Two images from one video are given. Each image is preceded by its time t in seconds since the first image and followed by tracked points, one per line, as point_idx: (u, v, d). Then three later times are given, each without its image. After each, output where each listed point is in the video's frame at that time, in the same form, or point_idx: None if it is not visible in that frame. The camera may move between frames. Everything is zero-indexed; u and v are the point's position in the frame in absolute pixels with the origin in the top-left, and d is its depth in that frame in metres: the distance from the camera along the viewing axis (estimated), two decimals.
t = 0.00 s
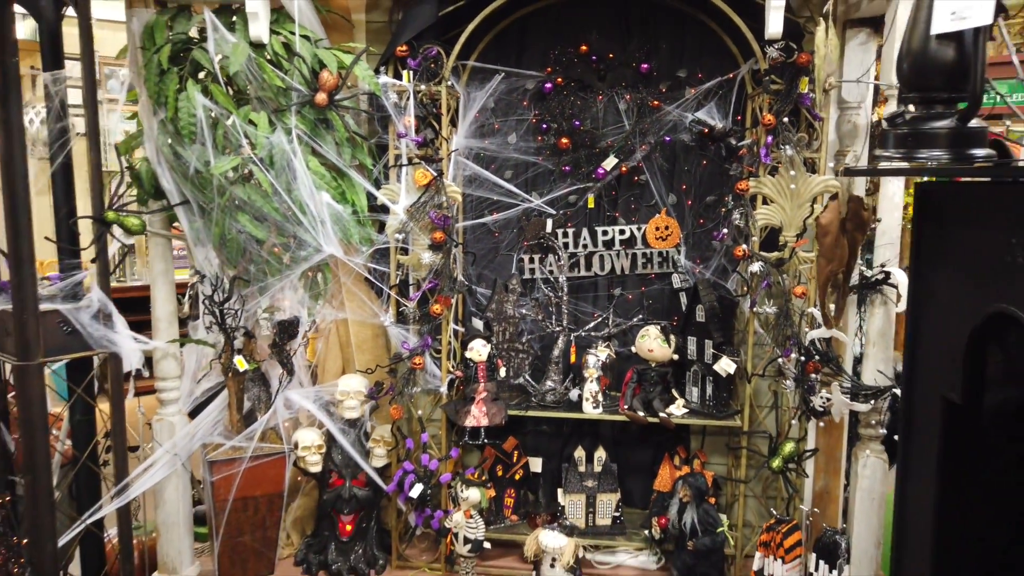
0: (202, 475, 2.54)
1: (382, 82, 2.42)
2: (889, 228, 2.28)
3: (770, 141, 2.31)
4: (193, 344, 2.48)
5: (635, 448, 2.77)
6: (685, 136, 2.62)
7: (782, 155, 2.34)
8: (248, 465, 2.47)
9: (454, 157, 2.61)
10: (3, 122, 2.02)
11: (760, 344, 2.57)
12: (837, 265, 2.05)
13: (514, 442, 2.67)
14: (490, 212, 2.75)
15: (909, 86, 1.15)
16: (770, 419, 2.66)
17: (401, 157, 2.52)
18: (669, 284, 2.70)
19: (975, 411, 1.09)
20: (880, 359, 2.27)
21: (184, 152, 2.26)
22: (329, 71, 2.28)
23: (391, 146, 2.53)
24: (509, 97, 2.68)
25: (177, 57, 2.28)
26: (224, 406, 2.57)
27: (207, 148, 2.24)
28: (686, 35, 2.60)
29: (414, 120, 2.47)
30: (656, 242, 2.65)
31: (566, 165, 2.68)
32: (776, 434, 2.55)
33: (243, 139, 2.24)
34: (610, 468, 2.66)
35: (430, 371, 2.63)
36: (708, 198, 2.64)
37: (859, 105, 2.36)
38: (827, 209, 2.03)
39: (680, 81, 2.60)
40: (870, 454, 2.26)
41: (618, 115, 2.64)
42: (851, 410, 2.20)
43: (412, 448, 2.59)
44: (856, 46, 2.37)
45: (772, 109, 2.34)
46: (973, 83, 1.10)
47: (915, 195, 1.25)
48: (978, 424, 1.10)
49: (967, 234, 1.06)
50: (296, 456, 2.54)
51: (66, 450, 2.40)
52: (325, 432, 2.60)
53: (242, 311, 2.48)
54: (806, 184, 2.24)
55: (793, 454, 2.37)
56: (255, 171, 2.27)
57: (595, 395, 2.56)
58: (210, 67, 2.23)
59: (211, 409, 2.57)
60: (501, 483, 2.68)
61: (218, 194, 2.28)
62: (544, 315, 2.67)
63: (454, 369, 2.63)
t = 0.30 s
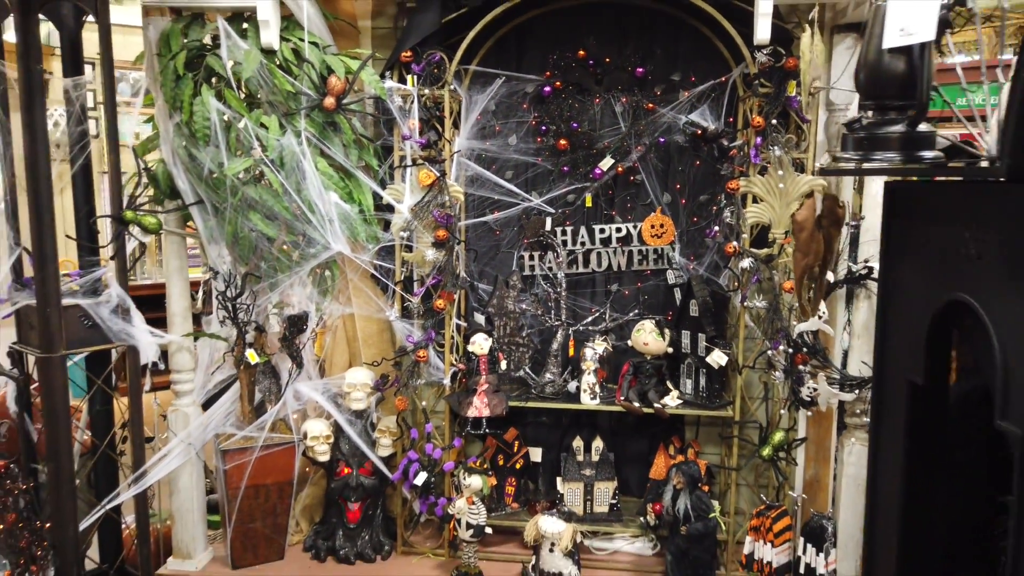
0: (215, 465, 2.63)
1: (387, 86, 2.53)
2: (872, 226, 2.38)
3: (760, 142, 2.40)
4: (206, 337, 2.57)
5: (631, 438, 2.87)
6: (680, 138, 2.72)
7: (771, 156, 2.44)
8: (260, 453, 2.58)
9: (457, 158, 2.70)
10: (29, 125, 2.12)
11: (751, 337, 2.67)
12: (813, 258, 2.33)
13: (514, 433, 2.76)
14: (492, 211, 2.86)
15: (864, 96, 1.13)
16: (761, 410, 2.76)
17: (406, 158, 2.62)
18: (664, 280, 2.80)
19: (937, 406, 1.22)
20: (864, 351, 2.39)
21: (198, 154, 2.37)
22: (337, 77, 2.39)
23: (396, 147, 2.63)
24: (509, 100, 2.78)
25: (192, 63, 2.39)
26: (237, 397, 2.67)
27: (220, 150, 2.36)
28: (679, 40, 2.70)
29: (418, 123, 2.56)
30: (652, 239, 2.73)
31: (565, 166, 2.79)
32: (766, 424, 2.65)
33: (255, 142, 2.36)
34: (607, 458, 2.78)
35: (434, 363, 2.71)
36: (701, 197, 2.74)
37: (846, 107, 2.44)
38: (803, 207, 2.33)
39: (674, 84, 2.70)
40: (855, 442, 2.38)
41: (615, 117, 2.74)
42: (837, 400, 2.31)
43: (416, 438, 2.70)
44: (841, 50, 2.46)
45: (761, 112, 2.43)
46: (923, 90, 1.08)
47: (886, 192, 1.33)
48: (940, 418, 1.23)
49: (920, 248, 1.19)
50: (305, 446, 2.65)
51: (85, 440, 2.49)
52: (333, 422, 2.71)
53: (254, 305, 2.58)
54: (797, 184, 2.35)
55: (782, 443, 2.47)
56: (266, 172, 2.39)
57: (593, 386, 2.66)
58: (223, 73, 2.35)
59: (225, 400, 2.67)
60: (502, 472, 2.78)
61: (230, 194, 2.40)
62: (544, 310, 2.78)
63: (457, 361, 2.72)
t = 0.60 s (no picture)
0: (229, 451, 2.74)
1: (394, 87, 2.63)
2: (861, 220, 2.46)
3: (753, 139, 2.50)
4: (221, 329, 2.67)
5: (632, 428, 2.96)
6: (677, 136, 2.80)
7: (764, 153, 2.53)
8: (272, 440, 2.67)
9: (462, 155, 2.79)
10: (53, 123, 2.23)
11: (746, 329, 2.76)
12: (795, 248, 2.41)
13: (518, 422, 2.88)
14: (496, 207, 2.95)
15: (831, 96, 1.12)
16: (757, 400, 2.85)
17: (413, 156, 2.72)
18: (663, 273, 2.89)
19: (912, 390, 1.23)
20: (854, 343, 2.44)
21: (214, 152, 2.48)
22: (346, 78, 2.48)
23: (403, 145, 2.73)
24: (512, 99, 2.87)
25: (208, 65, 2.50)
26: (250, 387, 2.75)
27: (234, 148, 2.47)
28: (677, 41, 2.79)
29: (424, 122, 2.66)
30: (650, 234, 2.84)
31: (566, 163, 2.89)
32: (761, 413, 2.74)
33: (267, 140, 2.47)
34: (608, 447, 2.86)
35: (440, 354, 2.82)
36: (699, 193, 2.83)
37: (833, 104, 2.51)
38: (786, 199, 2.41)
39: (672, 84, 2.79)
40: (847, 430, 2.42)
41: (615, 116, 2.83)
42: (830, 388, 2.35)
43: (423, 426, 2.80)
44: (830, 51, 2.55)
45: (755, 111, 2.53)
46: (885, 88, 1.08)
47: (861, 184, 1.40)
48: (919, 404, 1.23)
49: (888, 237, 1.22)
50: (316, 434, 2.74)
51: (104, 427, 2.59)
52: (342, 411, 2.80)
53: (266, 297, 2.67)
54: (788, 177, 2.41)
55: (777, 431, 2.55)
56: (279, 169, 2.49)
57: (593, 376, 2.75)
58: (237, 74, 2.45)
59: (238, 389, 2.75)
60: (505, 460, 2.87)
61: (245, 191, 2.50)
62: (546, 303, 2.85)
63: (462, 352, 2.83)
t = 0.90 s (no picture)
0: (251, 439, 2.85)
1: (411, 89, 2.74)
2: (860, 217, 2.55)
3: (755, 139, 2.59)
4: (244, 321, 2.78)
5: (638, 419, 3.07)
6: (683, 135, 2.87)
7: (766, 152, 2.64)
8: (293, 428, 2.78)
9: (475, 155, 2.89)
10: (88, 123, 2.34)
11: (749, 322, 2.85)
12: (791, 242, 2.50)
13: (528, 412, 2.98)
14: (507, 204, 3.05)
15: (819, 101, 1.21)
16: (759, 391, 2.94)
17: (428, 155, 2.83)
18: (669, 269, 2.99)
19: (904, 385, 1.11)
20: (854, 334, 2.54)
21: (238, 152, 2.57)
22: (365, 80, 2.62)
23: (419, 145, 2.84)
24: (523, 100, 2.97)
25: (233, 68, 2.61)
26: (271, 376, 2.88)
27: (258, 147, 2.57)
28: (683, 44, 2.89)
29: (439, 123, 2.78)
30: (657, 231, 2.92)
31: (575, 162, 2.99)
32: (764, 403, 2.84)
33: (290, 140, 2.58)
34: (615, 436, 2.96)
35: (454, 346, 2.92)
36: (704, 190, 2.92)
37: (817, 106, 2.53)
38: (783, 195, 2.49)
39: (677, 85, 2.90)
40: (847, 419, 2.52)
41: (623, 116, 2.92)
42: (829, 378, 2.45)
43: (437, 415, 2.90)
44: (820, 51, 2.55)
45: (757, 112, 2.63)
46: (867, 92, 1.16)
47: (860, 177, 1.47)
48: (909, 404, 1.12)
49: (874, 229, 1.11)
50: (334, 423, 2.85)
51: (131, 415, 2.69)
52: (359, 401, 2.91)
53: (288, 290, 2.79)
54: (789, 175, 2.51)
55: (778, 420, 2.65)
56: (300, 168, 2.60)
57: (601, 367, 2.84)
58: (261, 76, 2.55)
59: (260, 379, 2.88)
60: (516, 448, 2.99)
61: (268, 188, 2.61)
62: (556, 297, 2.96)
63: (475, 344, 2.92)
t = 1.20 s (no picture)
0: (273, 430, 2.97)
1: (427, 94, 2.88)
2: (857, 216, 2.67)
3: (758, 142, 2.70)
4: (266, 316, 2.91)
5: (645, 411, 3.18)
6: (688, 138, 3.00)
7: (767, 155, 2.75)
8: (313, 419, 2.91)
9: (488, 157, 3.02)
10: (122, 125, 2.46)
11: (751, 317, 2.97)
12: (790, 239, 2.60)
13: (538, 404, 3.08)
14: (519, 204, 3.18)
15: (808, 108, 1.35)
16: (762, 384, 3.06)
17: (443, 157, 2.95)
18: (674, 266, 3.11)
19: (894, 373, 1.19)
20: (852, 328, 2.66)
21: (263, 154, 2.70)
22: (384, 86, 2.75)
23: (434, 147, 2.97)
24: (534, 104, 3.10)
25: (259, 74, 2.74)
26: (292, 369, 3.00)
27: (282, 149, 2.70)
28: (689, 51, 3.00)
29: (454, 126, 2.91)
30: (663, 230, 3.04)
31: (584, 164, 3.10)
32: (765, 396, 2.95)
33: (312, 142, 2.70)
34: (622, 427, 3.08)
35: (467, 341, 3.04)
36: (709, 191, 3.03)
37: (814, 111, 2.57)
38: (782, 195, 2.60)
39: (683, 90, 2.99)
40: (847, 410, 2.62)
41: (630, 120, 3.03)
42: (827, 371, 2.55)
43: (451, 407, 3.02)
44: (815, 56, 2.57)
45: (759, 116, 2.74)
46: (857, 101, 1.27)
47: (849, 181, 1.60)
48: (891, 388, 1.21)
49: (867, 227, 1.19)
50: (352, 413, 2.98)
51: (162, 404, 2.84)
52: (376, 392, 3.04)
53: (309, 287, 2.91)
54: (789, 176, 2.66)
55: (779, 411, 2.76)
56: (322, 170, 2.72)
57: (609, 360, 2.96)
58: (285, 82, 2.68)
59: (282, 371, 3.01)
60: (527, 440, 3.09)
61: (291, 188, 2.75)
62: (566, 294, 3.07)
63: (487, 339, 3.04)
